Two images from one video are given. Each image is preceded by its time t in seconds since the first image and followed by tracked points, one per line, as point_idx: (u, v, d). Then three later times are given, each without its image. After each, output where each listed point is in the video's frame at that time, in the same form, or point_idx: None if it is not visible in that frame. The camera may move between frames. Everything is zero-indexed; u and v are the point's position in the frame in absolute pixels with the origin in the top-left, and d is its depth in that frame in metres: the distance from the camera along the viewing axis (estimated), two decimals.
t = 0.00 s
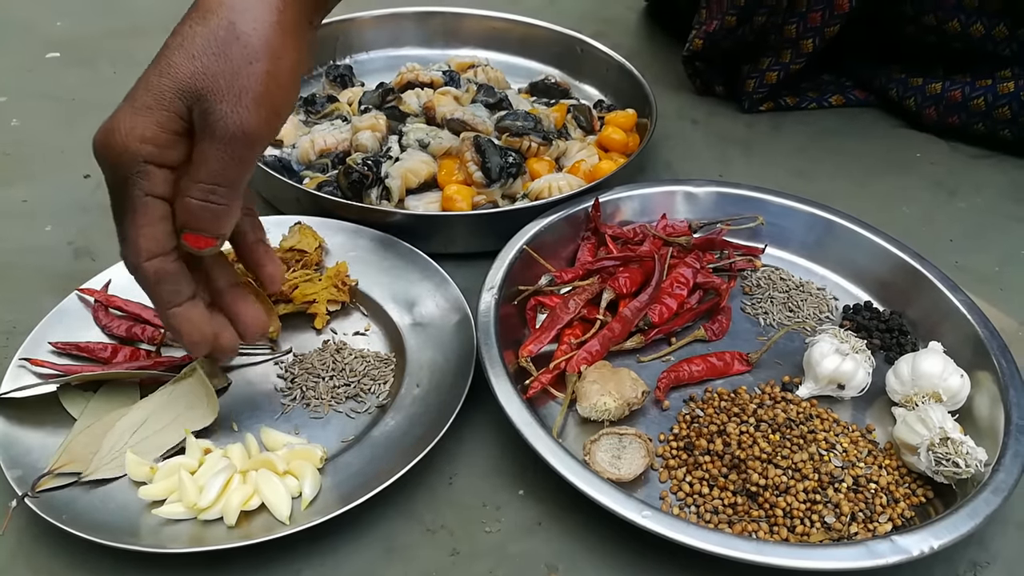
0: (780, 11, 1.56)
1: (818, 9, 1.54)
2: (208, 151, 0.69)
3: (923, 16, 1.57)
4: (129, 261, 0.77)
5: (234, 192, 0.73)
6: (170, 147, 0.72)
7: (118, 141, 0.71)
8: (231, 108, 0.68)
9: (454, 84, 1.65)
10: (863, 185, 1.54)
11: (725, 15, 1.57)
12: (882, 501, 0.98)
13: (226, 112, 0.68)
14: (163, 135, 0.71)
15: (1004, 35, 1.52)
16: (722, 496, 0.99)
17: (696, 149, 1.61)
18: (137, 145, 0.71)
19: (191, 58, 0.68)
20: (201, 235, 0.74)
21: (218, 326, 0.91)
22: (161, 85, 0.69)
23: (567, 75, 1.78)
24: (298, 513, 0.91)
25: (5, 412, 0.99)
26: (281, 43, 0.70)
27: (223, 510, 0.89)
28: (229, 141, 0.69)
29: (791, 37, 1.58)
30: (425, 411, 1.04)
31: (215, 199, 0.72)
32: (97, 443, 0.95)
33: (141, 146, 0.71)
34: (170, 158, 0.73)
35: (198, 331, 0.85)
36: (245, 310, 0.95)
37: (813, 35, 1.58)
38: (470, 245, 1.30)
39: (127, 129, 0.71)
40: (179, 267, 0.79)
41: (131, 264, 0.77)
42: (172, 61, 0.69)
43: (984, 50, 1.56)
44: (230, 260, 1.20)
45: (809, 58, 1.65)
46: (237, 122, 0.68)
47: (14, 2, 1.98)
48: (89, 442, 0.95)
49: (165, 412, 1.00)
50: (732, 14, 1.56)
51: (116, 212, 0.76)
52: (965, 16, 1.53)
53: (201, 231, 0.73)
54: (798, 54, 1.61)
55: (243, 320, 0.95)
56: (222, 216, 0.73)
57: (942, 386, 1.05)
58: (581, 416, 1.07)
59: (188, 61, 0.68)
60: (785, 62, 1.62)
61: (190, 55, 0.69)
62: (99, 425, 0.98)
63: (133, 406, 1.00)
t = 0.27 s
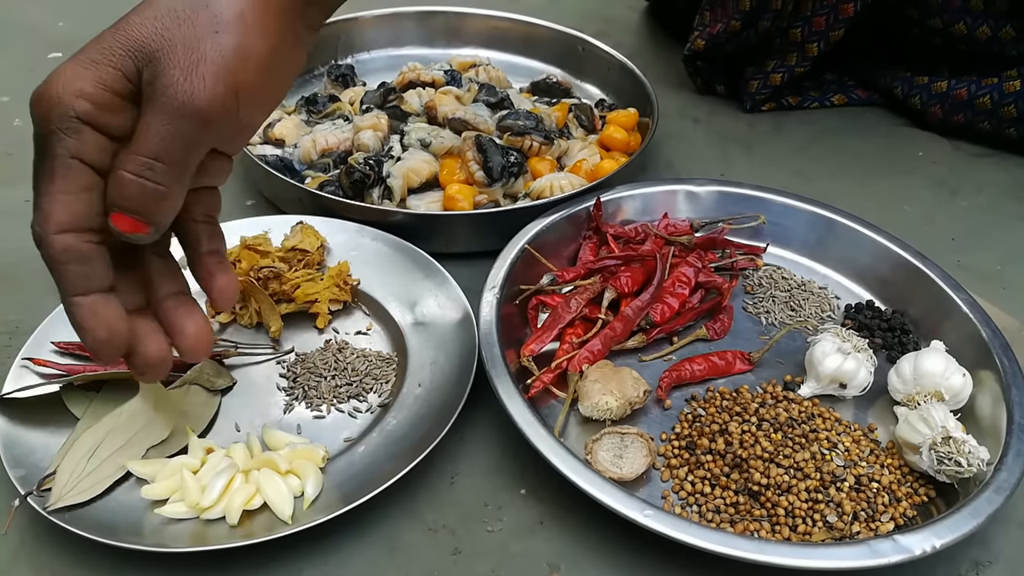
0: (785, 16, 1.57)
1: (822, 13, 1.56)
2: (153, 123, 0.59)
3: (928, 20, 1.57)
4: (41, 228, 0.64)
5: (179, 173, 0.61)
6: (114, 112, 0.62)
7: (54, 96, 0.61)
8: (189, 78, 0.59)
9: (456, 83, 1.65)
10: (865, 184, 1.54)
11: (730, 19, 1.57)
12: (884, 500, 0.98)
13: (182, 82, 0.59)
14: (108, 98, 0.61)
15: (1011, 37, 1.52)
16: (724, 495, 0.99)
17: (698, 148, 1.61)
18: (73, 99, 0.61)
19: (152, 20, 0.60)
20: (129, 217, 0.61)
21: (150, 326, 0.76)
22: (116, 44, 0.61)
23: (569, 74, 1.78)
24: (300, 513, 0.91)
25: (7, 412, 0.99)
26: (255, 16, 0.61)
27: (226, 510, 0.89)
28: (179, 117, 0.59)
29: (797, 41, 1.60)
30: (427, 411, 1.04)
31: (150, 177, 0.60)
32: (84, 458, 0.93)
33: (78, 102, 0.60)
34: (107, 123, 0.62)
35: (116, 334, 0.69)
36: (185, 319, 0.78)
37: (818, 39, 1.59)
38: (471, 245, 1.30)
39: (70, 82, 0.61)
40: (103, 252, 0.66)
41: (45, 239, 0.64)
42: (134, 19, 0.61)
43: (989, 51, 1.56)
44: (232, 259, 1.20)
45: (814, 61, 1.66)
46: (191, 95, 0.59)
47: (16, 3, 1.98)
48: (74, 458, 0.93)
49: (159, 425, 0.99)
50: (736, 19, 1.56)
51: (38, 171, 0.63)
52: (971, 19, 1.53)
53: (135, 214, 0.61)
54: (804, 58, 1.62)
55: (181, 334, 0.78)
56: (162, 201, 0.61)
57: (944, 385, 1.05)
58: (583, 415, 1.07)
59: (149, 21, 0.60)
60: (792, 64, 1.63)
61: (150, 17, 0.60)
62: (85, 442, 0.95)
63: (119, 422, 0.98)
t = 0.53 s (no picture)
0: (791, 18, 1.57)
1: (828, 16, 1.55)
2: (226, 196, 0.57)
3: (935, 21, 1.57)
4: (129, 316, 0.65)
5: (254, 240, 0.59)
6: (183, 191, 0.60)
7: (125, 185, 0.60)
8: (253, 146, 0.56)
9: (458, 81, 1.65)
10: (868, 182, 1.54)
11: (735, 21, 1.57)
12: (888, 498, 0.98)
13: (247, 152, 0.56)
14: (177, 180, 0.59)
15: (1018, 36, 1.51)
16: (727, 493, 0.99)
17: (700, 146, 1.61)
18: (150, 188, 0.59)
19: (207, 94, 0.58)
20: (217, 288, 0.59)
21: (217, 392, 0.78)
22: (175, 125, 0.58)
23: (571, 72, 1.78)
24: (303, 511, 0.91)
25: (10, 410, 0.99)
26: (302, 71, 0.59)
27: (229, 507, 0.89)
28: (249, 187, 0.56)
29: (803, 43, 1.60)
30: (430, 408, 1.04)
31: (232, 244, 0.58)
32: (88, 454, 0.93)
33: (153, 190, 0.59)
34: (183, 205, 0.60)
35: (199, 399, 0.73)
36: (248, 377, 0.81)
37: (824, 40, 1.59)
38: (473, 242, 1.30)
39: (139, 172, 0.59)
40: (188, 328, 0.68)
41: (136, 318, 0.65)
42: (187, 95, 0.59)
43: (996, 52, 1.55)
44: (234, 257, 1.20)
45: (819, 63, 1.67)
46: (259, 162, 0.56)
47: (18, 3, 1.98)
48: (78, 454, 0.93)
49: (161, 420, 0.98)
50: (742, 21, 1.57)
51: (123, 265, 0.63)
52: (978, 19, 1.53)
53: (220, 282, 0.59)
54: (810, 59, 1.63)
55: (242, 389, 0.81)
56: (244, 264, 0.59)
57: (948, 382, 1.05)
58: (586, 413, 1.06)
59: (205, 96, 0.58)
60: (797, 65, 1.64)
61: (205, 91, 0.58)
62: (90, 438, 0.95)
63: (123, 419, 0.98)
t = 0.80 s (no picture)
0: (788, 15, 1.57)
1: (826, 13, 1.55)
2: (200, 140, 0.61)
3: (934, 19, 1.57)
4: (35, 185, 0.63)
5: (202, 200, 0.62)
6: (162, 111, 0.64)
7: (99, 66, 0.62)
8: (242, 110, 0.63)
9: (457, 83, 1.65)
10: (867, 184, 1.54)
11: (733, 19, 1.57)
12: (888, 500, 0.98)
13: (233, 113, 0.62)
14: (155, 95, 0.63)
15: (1016, 35, 1.51)
16: (727, 495, 0.99)
17: (700, 148, 1.60)
18: (120, 78, 0.62)
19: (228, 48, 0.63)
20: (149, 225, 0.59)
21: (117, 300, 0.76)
22: (185, 50, 0.63)
23: (571, 73, 1.78)
24: (303, 513, 0.91)
25: (9, 412, 0.99)
26: (305, 73, 0.66)
27: (228, 510, 0.89)
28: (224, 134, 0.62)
29: (799, 41, 1.59)
30: (430, 410, 1.04)
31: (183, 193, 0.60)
32: (87, 457, 0.93)
33: (138, 89, 0.62)
34: (153, 114, 0.64)
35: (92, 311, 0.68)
36: (156, 294, 0.79)
37: (821, 39, 1.58)
38: (473, 244, 1.30)
39: (133, 66, 0.62)
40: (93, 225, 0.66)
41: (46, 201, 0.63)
42: (211, 34, 0.63)
43: (995, 50, 1.55)
44: (233, 259, 1.19)
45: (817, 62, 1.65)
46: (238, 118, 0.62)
47: (18, 3, 1.98)
48: (77, 456, 0.93)
49: (160, 424, 0.98)
50: (739, 19, 1.57)
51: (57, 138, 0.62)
52: (976, 18, 1.52)
53: (153, 218, 0.59)
54: (807, 58, 1.62)
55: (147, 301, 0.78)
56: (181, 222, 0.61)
57: (947, 385, 1.05)
58: (586, 415, 1.06)
59: (230, 46, 0.63)
60: (795, 64, 1.63)
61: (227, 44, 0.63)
62: (88, 441, 0.95)
63: (121, 422, 0.98)
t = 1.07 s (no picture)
0: (788, 4, 1.55)
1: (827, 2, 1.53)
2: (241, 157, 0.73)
3: (934, 8, 1.56)
4: (110, 213, 0.71)
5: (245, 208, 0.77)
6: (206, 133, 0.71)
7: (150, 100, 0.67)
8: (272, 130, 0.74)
9: (456, 83, 1.65)
10: (865, 184, 1.54)
11: (733, 8, 1.57)
12: (886, 501, 0.98)
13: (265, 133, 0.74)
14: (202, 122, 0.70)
15: (1015, 25, 1.51)
16: (725, 496, 0.99)
17: (699, 148, 1.60)
18: (179, 120, 0.68)
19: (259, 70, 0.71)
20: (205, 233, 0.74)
21: (167, 280, 0.79)
22: (232, 77, 0.70)
23: (569, 73, 1.78)
24: (300, 514, 0.91)
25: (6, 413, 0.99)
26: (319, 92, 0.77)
27: (225, 511, 0.89)
28: (268, 159, 0.75)
29: (799, 30, 1.57)
30: (428, 411, 1.04)
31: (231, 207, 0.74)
32: (84, 457, 0.93)
33: (193, 123, 0.69)
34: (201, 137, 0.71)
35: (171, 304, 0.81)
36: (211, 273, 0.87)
37: (821, 27, 1.56)
38: (471, 244, 1.30)
39: (182, 96, 0.68)
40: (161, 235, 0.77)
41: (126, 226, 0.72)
42: (247, 66, 0.71)
43: (995, 40, 1.55)
44: (231, 259, 1.19)
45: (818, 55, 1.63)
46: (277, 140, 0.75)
47: (16, 2, 1.98)
48: (74, 457, 0.93)
49: (158, 424, 0.98)
50: (739, 7, 1.57)
51: (117, 164, 0.69)
52: (976, 7, 1.52)
53: (210, 229, 0.74)
54: (806, 48, 1.60)
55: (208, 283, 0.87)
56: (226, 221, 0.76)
57: (945, 385, 1.05)
58: (584, 415, 1.06)
59: (265, 69, 0.72)
60: (793, 55, 1.61)
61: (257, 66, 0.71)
62: (86, 441, 0.95)
63: (119, 422, 0.97)
